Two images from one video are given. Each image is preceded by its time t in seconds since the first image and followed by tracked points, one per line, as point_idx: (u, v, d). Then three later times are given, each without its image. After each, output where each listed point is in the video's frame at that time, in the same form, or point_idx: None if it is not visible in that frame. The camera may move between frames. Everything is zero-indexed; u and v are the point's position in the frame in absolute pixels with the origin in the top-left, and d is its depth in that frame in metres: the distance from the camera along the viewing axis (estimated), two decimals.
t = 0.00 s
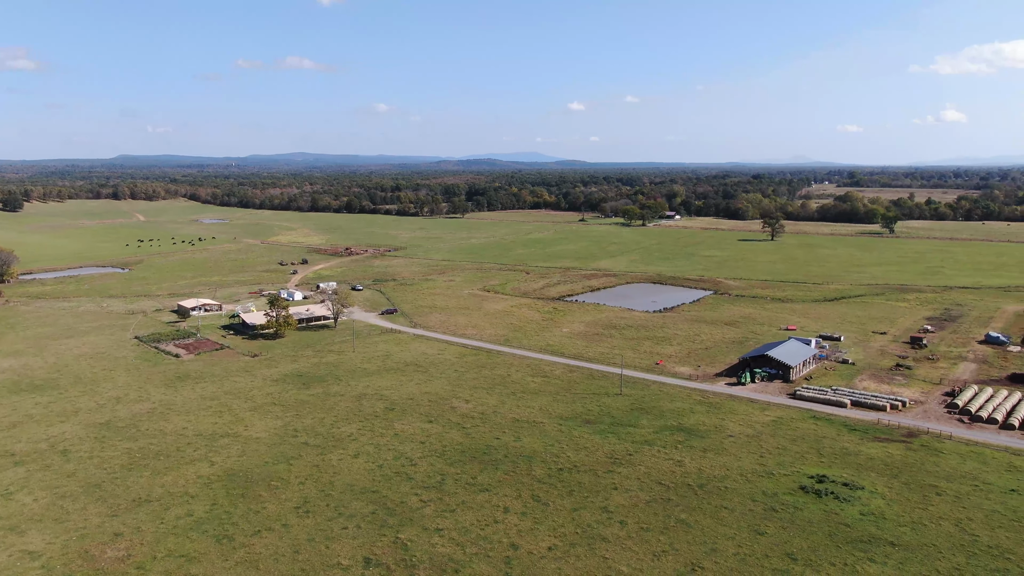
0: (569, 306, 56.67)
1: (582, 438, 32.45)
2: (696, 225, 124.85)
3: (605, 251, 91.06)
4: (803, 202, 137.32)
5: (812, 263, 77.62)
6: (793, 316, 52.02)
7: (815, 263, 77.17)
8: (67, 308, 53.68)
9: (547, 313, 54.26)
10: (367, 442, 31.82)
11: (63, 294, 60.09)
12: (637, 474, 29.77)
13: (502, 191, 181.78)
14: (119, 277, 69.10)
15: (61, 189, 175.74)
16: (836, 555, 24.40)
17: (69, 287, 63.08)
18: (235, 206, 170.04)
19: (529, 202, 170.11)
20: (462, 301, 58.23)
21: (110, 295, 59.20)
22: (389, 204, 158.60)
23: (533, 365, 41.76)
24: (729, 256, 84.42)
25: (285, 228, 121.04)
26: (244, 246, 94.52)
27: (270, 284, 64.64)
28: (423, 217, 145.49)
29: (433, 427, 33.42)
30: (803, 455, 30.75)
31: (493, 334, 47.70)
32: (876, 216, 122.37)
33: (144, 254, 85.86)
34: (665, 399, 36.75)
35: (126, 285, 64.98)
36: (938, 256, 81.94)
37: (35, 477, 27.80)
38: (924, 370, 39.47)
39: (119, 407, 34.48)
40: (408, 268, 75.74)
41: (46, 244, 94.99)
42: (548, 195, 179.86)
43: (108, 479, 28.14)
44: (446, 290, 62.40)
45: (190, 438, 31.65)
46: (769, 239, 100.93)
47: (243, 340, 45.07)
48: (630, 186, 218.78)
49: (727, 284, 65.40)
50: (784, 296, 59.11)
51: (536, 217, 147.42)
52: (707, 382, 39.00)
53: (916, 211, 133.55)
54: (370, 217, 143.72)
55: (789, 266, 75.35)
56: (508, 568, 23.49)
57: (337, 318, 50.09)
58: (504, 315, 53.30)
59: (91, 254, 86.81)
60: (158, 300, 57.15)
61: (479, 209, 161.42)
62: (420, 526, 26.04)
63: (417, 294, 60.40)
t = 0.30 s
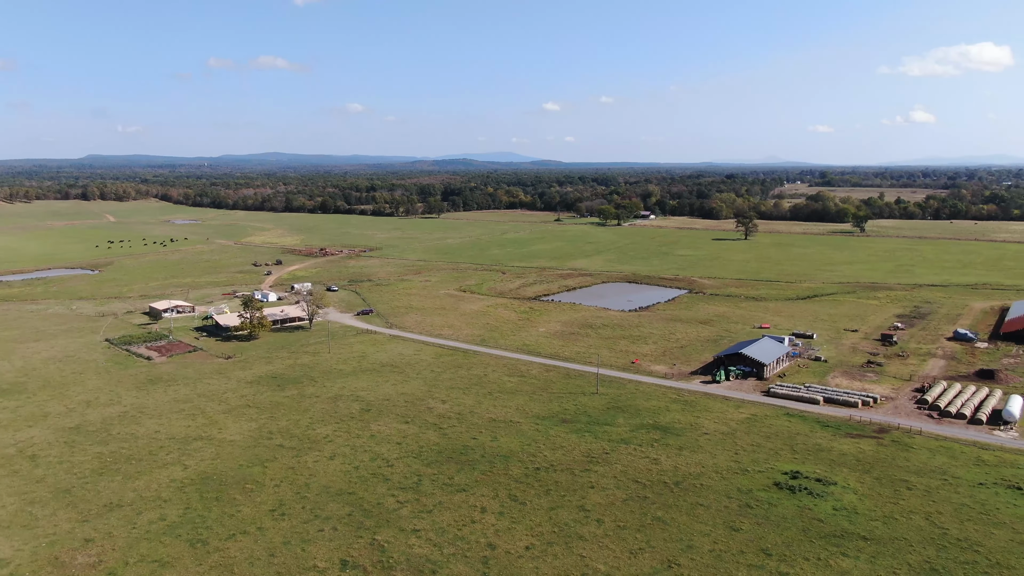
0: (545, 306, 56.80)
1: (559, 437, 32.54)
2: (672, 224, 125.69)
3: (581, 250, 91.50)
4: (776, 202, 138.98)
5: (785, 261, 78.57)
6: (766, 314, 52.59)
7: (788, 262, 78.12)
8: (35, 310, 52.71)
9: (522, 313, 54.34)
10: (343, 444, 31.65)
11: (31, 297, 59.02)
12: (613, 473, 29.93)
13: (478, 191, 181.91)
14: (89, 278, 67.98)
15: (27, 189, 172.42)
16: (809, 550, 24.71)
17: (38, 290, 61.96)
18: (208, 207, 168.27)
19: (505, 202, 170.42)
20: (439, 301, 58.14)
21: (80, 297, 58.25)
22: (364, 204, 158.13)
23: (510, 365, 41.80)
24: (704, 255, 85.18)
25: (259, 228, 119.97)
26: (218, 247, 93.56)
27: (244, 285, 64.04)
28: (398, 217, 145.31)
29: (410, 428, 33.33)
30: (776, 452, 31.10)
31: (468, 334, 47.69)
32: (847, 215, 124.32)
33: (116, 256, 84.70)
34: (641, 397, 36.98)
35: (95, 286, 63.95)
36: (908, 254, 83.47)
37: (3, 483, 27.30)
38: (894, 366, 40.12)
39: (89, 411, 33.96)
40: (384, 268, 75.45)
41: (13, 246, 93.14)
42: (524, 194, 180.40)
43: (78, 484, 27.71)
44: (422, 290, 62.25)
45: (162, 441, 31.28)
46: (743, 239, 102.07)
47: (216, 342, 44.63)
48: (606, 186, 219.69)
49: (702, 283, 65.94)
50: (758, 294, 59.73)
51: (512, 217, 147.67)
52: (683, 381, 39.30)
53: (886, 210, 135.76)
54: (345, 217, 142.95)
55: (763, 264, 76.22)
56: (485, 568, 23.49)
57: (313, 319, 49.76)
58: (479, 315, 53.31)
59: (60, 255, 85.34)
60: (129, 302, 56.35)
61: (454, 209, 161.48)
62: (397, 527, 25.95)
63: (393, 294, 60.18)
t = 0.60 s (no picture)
0: (517, 306, 56.92)
1: (532, 436, 32.61)
2: (644, 224, 126.48)
3: (553, 250, 91.74)
4: (744, 202, 140.75)
5: (756, 260, 79.58)
6: (737, 312, 53.17)
7: (759, 260, 79.14)
8: None
9: (495, 313, 54.37)
10: (316, 446, 31.40)
11: None
12: (587, 471, 30.04)
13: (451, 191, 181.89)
14: (53, 281, 66.63)
15: None
16: (780, 544, 25.05)
17: None
18: (176, 208, 165.96)
19: (477, 202, 170.45)
20: (411, 301, 57.95)
21: (44, 301, 57.06)
22: (335, 206, 157.49)
23: (482, 365, 41.80)
24: (676, 254, 85.92)
25: (228, 229, 118.62)
26: (187, 248, 92.21)
27: (213, 287, 63.27)
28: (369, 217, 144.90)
29: (383, 429, 33.18)
30: (747, 449, 31.42)
31: (440, 335, 47.61)
32: (813, 214, 126.36)
33: (80, 257, 83.05)
34: (614, 396, 37.16)
35: (59, 289, 62.67)
36: (873, 252, 85.12)
37: None
38: (861, 363, 40.81)
39: (54, 416, 33.32)
40: (356, 269, 75.03)
41: None
42: (496, 195, 180.83)
43: (42, 491, 27.17)
44: (395, 291, 62.01)
45: (130, 446, 30.82)
46: (714, 238, 103.08)
47: (186, 344, 44.10)
48: (570, 185, 220.95)
49: (672, 282, 66.48)
50: (730, 293, 60.39)
51: (486, 217, 147.63)
52: (655, 379, 39.57)
53: (853, 209, 138.13)
54: (317, 217, 141.79)
55: (734, 263, 77.11)
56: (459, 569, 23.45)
57: (284, 320, 49.38)
58: (452, 315, 53.28)
59: (23, 257, 83.51)
60: (95, 305, 55.33)
61: (426, 209, 161.27)
62: (370, 529, 25.83)
63: (365, 295, 59.86)
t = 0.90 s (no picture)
0: (487, 306, 56.95)
1: (504, 436, 32.63)
2: (614, 223, 127.39)
3: (524, 250, 91.98)
4: (711, 202, 142.50)
5: (724, 259, 80.50)
6: (705, 311, 53.73)
7: (727, 259, 80.06)
8: None
9: (465, 313, 54.31)
10: (286, 449, 31.11)
11: None
12: (558, 470, 30.14)
13: (420, 191, 181.82)
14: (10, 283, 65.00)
15: None
16: (748, 539, 25.36)
17: None
18: (139, 208, 163.03)
19: (447, 202, 170.37)
20: (381, 302, 57.70)
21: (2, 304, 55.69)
22: (303, 207, 157.06)
23: (453, 365, 41.77)
24: (646, 253, 86.62)
25: (193, 230, 117.01)
26: (151, 250, 90.68)
27: (179, 288, 62.34)
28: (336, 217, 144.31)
29: (354, 431, 33.00)
30: (715, 446, 31.75)
31: (410, 335, 47.47)
32: (780, 213, 128.46)
33: (42, 260, 81.19)
34: (585, 395, 37.34)
35: (17, 292, 61.23)
36: (838, 250, 86.85)
37: None
38: (827, 359, 41.49)
39: (13, 422, 32.61)
40: (325, 270, 74.47)
41: None
42: (467, 195, 181.10)
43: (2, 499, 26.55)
44: (364, 292, 61.69)
45: (94, 451, 30.28)
46: (682, 237, 104.16)
47: (151, 347, 43.45)
48: (541, 185, 221.94)
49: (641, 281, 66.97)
50: (698, 292, 61.00)
51: (457, 217, 147.62)
52: (625, 377, 39.84)
53: (818, 208, 140.62)
54: (286, 218, 140.49)
55: (703, 262, 77.98)
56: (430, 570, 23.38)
57: (252, 322, 48.87)
58: (421, 316, 53.18)
59: None
60: (57, 308, 54.19)
61: (396, 209, 160.81)
62: (341, 531, 25.66)
63: (334, 296, 59.47)
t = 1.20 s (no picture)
0: (456, 306, 56.89)
1: (473, 436, 32.61)
2: (583, 223, 128.17)
3: (491, 250, 92.08)
4: (677, 202, 144.12)
5: (691, 258, 81.33)
6: (672, 309, 54.22)
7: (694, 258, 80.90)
8: None
9: (433, 313, 54.17)
10: (253, 453, 30.74)
11: None
12: (528, 469, 30.19)
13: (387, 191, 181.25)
14: None
15: None
16: (716, 535, 25.63)
17: None
18: (99, 209, 159.71)
19: (415, 202, 170.51)
20: (349, 303, 57.34)
21: None
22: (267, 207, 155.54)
23: (420, 366, 41.67)
24: (614, 253, 87.28)
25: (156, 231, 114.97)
26: (112, 252, 88.86)
27: (141, 291, 61.23)
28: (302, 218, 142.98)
29: (322, 433, 32.74)
30: (683, 443, 32.03)
31: (378, 336, 47.25)
32: (745, 212, 130.49)
33: None
34: (553, 394, 37.47)
35: None
36: (801, 248, 88.44)
37: None
38: (791, 356, 42.15)
39: None
40: (291, 271, 73.75)
41: None
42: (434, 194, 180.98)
43: None
44: (331, 293, 61.23)
45: (53, 458, 29.65)
46: (649, 236, 105.09)
47: (112, 351, 42.67)
48: (509, 185, 222.65)
49: (608, 281, 67.40)
50: (664, 290, 61.52)
51: (426, 217, 147.41)
52: (593, 376, 40.06)
53: (781, 208, 143.01)
54: (252, 219, 138.76)
55: (670, 262, 78.73)
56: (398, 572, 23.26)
57: (216, 324, 48.23)
58: (388, 316, 52.96)
59: None
60: (14, 312, 52.88)
61: (364, 209, 160.06)
62: (309, 535, 25.42)
63: (301, 297, 58.96)
